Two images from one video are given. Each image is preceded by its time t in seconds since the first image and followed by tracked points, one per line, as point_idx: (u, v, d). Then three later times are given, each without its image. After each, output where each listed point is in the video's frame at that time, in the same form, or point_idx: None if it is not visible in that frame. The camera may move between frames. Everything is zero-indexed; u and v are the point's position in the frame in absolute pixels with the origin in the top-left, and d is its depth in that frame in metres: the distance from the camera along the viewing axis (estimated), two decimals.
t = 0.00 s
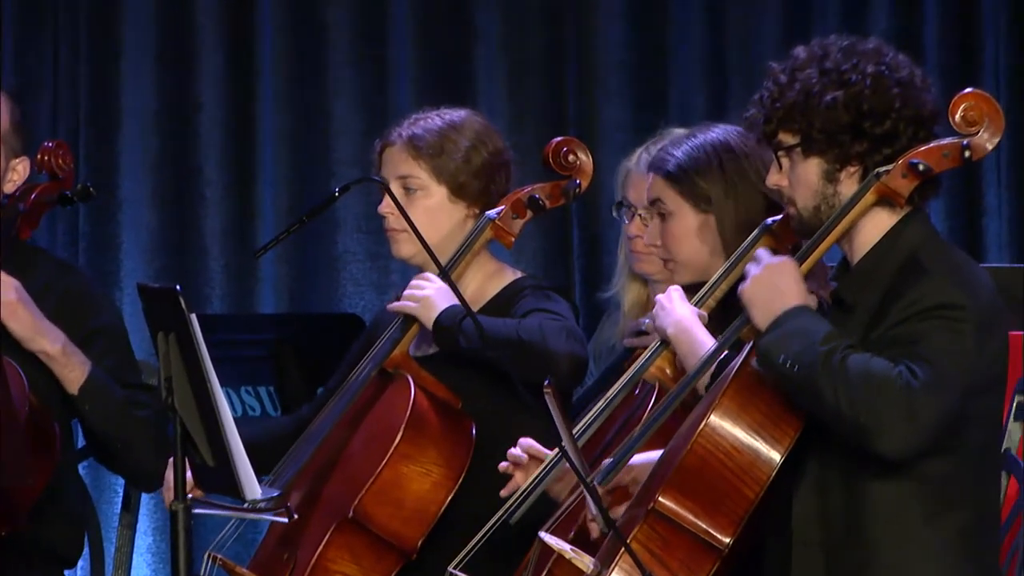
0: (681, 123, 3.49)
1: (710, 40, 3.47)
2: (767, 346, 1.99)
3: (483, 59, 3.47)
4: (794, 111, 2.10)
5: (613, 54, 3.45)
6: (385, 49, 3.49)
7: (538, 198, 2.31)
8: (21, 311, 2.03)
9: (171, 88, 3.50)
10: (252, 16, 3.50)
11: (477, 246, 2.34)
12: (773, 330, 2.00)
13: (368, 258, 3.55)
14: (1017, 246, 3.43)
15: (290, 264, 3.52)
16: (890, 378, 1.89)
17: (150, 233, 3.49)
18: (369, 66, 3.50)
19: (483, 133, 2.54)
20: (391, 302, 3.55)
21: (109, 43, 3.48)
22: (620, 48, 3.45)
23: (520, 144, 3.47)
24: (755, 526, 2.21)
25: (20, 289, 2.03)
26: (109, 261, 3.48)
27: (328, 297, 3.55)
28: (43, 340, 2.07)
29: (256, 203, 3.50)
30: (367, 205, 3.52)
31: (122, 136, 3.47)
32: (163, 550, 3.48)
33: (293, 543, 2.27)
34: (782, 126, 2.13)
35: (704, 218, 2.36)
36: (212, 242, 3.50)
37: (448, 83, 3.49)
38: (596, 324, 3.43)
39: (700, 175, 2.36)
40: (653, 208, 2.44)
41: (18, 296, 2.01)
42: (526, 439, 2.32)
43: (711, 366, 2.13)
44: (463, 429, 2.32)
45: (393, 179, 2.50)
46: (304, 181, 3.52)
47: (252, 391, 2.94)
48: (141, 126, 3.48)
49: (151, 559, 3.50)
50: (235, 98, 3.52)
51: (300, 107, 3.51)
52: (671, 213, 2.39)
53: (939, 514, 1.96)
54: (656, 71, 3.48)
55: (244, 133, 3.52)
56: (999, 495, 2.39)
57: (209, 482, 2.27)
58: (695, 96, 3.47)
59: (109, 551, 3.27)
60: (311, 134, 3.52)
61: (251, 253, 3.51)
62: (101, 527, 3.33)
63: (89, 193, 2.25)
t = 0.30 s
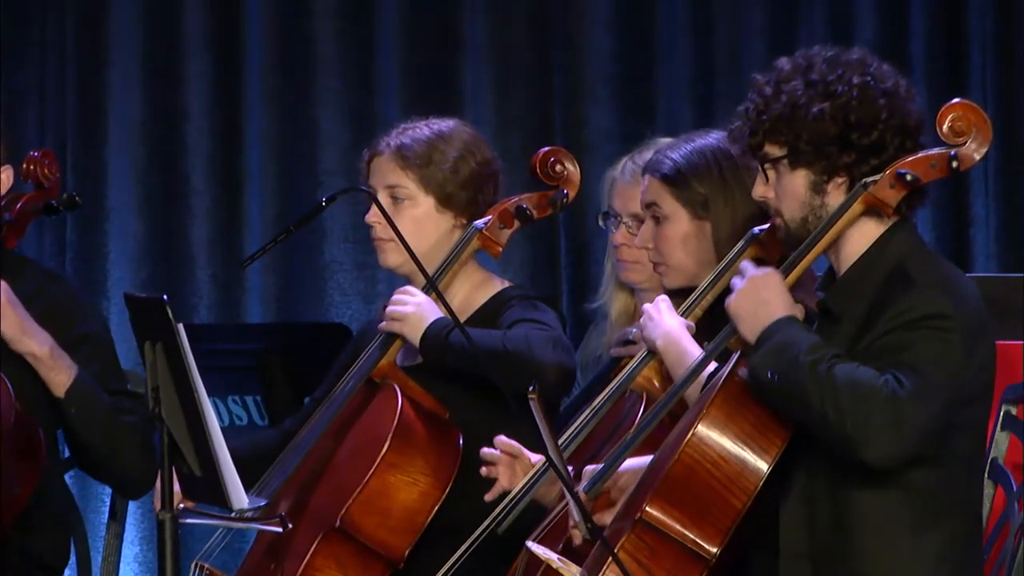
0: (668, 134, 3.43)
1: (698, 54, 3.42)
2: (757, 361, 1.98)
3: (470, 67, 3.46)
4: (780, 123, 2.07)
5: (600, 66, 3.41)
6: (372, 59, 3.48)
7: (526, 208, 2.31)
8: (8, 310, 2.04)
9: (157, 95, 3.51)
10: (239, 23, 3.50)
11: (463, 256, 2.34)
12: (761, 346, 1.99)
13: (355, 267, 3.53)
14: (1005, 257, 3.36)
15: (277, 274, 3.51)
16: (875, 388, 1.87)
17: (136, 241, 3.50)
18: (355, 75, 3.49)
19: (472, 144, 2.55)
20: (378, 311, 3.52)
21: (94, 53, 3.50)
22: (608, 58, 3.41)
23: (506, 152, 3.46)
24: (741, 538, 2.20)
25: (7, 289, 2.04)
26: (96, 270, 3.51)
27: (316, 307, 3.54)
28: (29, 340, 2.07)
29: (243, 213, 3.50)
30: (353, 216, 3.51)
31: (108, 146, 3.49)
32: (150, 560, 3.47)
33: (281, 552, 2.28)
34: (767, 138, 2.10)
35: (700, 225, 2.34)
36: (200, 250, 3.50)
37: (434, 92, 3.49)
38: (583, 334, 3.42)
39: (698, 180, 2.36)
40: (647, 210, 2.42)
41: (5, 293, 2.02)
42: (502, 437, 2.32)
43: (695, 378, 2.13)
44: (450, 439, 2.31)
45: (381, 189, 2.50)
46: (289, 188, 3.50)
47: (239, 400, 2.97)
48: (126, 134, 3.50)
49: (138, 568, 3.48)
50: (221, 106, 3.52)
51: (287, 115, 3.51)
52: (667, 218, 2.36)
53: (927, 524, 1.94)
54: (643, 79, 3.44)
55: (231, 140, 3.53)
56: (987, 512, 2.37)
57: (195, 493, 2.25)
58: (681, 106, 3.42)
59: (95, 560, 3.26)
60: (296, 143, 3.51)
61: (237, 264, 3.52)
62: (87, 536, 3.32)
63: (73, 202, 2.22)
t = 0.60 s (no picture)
0: (655, 134, 3.44)
1: (685, 53, 3.43)
2: (745, 341, 1.96)
3: (458, 68, 3.46)
4: (763, 127, 2.06)
5: (589, 65, 3.40)
6: (360, 60, 3.48)
7: (513, 209, 2.31)
8: None
9: (145, 97, 3.52)
10: (226, 25, 3.50)
11: (451, 256, 2.35)
12: (748, 331, 1.97)
13: (343, 268, 3.54)
14: (992, 258, 3.35)
15: (265, 274, 3.51)
16: (865, 386, 1.86)
17: (124, 241, 3.51)
18: (343, 75, 3.50)
19: (460, 144, 2.55)
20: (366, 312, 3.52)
21: (83, 55, 3.51)
22: (595, 57, 3.40)
23: (494, 153, 3.46)
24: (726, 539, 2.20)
25: None
26: (84, 270, 3.52)
27: (301, 310, 3.53)
28: (15, 343, 2.08)
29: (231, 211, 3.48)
30: (342, 215, 3.52)
31: (97, 148, 3.50)
32: (138, 561, 3.46)
33: (269, 552, 2.28)
34: (751, 142, 2.09)
35: (686, 227, 2.34)
36: (188, 251, 3.51)
37: (422, 93, 3.48)
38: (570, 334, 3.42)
39: (685, 182, 2.36)
40: (636, 212, 2.42)
41: None
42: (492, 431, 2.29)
43: (684, 378, 2.13)
44: (437, 441, 2.31)
45: (368, 188, 2.51)
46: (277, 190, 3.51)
47: (226, 401, 2.97)
48: (113, 137, 3.50)
49: (126, 569, 3.48)
50: (209, 108, 3.52)
51: (275, 117, 3.51)
52: (654, 220, 2.36)
53: (914, 522, 1.93)
54: (630, 79, 3.44)
55: (220, 142, 3.52)
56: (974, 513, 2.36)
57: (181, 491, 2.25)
58: (669, 106, 3.43)
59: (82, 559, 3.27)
60: (283, 144, 3.51)
61: (225, 264, 3.52)
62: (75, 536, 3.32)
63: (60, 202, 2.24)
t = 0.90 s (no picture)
0: (642, 135, 3.44)
1: (672, 55, 3.42)
2: (730, 369, 1.96)
3: (445, 70, 3.47)
4: (750, 126, 2.06)
5: (575, 67, 3.41)
6: (347, 60, 3.48)
7: (500, 208, 2.32)
8: None
9: (132, 98, 3.52)
10: (214, 26, 3.52)
11: (439, 256, 2.35)
12: (735, 357, 1.96)
13: (330, 268, 3.53)
14: (978, 258, 3.35)
15: (251, 274, 3.51)
16: (850, 387, 1.85)
17: (111, 242, 3.51)
18: (329, 77, 3.48)
19: (448, 145, 2.55)
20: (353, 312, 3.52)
21: (70, 55, 3.51)
22: (582, 59, 3.41)
23: (482, 153, 3.47)
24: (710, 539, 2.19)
25: None
26: (71, 270, 3.52)
27: (287, 310, 3.52)
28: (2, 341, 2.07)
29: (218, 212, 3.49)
30: (328, 216, 3.51)
31: (83, 149, 3.50)
32: (125, 561, 3.46)
33: (256, 552, 2.28)
34: (738, 141, 2.08)
35: (661, 230, 2.35)
36: (174, 251, 3.51)
37: (408, 94, 3.49)
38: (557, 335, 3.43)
39: (658, 190, 2.35)
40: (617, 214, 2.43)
41: None
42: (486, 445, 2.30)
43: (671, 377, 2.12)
44: (425, 442, 2.30)
45: (355, 187, 2.51)
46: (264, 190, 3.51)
47: (213, 400, 2.98)
48: (100, 138, 3.50)
49: (113, 569, 3.48)
50: (196, 109, 3.52)
51: (261, 117, 3.50)
52: (630, 223, 2.38)
53: (901, 521, 1.92)
54: (617, 81, 3.43)
55: (206, 143, 3.53)
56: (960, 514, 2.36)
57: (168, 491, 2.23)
58: (655, 108, 3.42)
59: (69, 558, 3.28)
60: (270, 145, 3.50)
61: (212, 264, 3.52)
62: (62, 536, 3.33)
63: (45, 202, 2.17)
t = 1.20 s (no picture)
0: (629, 135, 3.45)
1: (659, 56, 3.44)
2: (726, 338, 1.91)
3: (431, 70, 3.48)
4: (762, 97, 2.02)
5: (561, 67, 3.43)
6: (335, 60, 3.49)
7: (488, 207, 2.33)
8: None
9: (120, 98, 3.51)
10: (201, 26, 3.51)
11: (426, 254, 2.36)
12: (728, 326, 1.92)
13: (316, 267, 3.55)
14: (966, 257, 3.38)
15: (238, 273, 3.53)
16: (846, 379, 1.82)
17: (99, 243, 3.50)
18: (317, 78, 3.50)
19: (439, 146, 2.56)
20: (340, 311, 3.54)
21: (57, 56, 3.49)
22: (569, 59, 3.43)
23: (469, 154, 3.48)
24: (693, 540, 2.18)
25: None
26: (58, 271, 3.49)
27: (274, 309, 3.55)
28: None
29: (205, 213, 3.51)
30: (314, 216, 3.54)
31: (71, 151, 3.48)
32: (112, 561, 3.47)
33: (244, 552, 2.28)
34: (748, 109, 2.04)
35: (637, 228, 2.35)
36: (161, 252, 3.51)
37: (396, 93, 3.49)
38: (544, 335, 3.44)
39: (640, 190, 2.34)
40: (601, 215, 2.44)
41: None
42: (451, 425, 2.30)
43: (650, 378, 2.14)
44: (410, 440, 2.30)
45: (344, 178, 2.52)
46: (251, 190, 3.52)
47: (200, 400, 2.97)
48: (88, 139, 3.49)
49: (100, 569, 3.49)
50: (185, 108, 3.52)
51: (249, 118, 3.52)
52: (612, 223, 2.39)
53: (889, 518, 1.90)
54: (604, 81, 3.45)
55: (194, 143, 3.53)
56: (946, 519, 2.35)
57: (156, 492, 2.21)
58: (643, 108, 3.44)
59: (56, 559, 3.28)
60: (258, 144, 3.52)
61: (199, 264, 3.53)
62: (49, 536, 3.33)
63: (32, 202, 2.20)
